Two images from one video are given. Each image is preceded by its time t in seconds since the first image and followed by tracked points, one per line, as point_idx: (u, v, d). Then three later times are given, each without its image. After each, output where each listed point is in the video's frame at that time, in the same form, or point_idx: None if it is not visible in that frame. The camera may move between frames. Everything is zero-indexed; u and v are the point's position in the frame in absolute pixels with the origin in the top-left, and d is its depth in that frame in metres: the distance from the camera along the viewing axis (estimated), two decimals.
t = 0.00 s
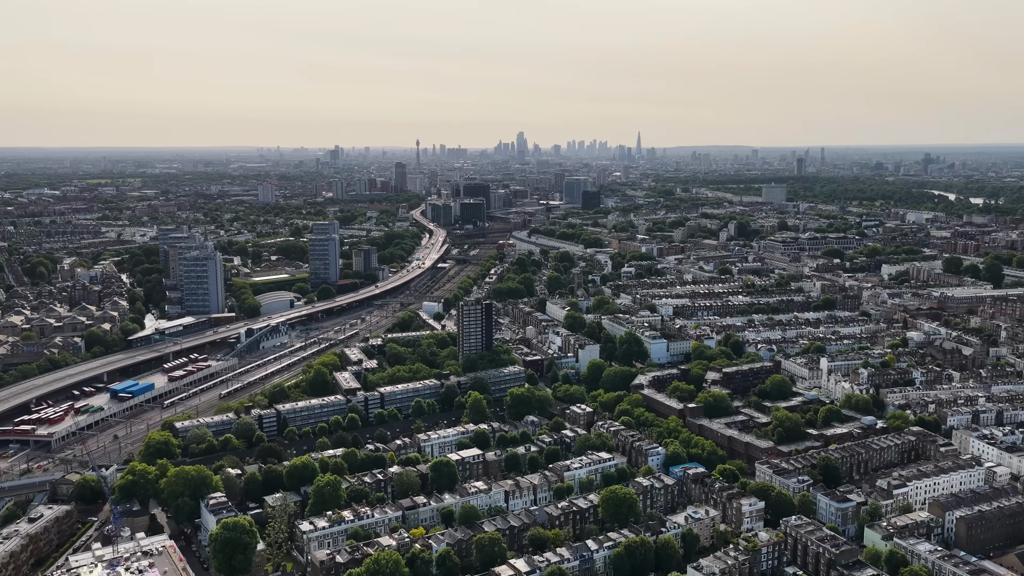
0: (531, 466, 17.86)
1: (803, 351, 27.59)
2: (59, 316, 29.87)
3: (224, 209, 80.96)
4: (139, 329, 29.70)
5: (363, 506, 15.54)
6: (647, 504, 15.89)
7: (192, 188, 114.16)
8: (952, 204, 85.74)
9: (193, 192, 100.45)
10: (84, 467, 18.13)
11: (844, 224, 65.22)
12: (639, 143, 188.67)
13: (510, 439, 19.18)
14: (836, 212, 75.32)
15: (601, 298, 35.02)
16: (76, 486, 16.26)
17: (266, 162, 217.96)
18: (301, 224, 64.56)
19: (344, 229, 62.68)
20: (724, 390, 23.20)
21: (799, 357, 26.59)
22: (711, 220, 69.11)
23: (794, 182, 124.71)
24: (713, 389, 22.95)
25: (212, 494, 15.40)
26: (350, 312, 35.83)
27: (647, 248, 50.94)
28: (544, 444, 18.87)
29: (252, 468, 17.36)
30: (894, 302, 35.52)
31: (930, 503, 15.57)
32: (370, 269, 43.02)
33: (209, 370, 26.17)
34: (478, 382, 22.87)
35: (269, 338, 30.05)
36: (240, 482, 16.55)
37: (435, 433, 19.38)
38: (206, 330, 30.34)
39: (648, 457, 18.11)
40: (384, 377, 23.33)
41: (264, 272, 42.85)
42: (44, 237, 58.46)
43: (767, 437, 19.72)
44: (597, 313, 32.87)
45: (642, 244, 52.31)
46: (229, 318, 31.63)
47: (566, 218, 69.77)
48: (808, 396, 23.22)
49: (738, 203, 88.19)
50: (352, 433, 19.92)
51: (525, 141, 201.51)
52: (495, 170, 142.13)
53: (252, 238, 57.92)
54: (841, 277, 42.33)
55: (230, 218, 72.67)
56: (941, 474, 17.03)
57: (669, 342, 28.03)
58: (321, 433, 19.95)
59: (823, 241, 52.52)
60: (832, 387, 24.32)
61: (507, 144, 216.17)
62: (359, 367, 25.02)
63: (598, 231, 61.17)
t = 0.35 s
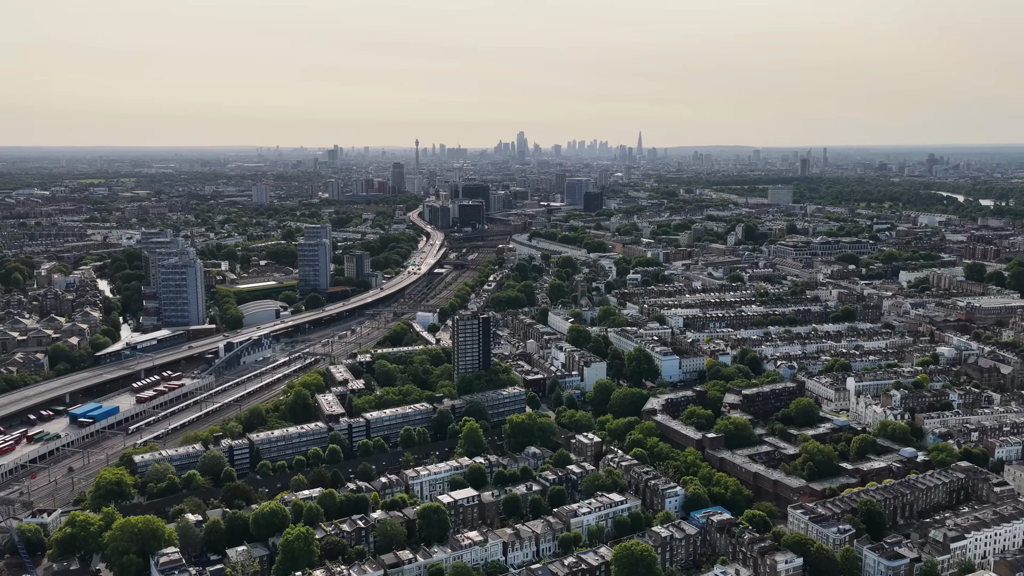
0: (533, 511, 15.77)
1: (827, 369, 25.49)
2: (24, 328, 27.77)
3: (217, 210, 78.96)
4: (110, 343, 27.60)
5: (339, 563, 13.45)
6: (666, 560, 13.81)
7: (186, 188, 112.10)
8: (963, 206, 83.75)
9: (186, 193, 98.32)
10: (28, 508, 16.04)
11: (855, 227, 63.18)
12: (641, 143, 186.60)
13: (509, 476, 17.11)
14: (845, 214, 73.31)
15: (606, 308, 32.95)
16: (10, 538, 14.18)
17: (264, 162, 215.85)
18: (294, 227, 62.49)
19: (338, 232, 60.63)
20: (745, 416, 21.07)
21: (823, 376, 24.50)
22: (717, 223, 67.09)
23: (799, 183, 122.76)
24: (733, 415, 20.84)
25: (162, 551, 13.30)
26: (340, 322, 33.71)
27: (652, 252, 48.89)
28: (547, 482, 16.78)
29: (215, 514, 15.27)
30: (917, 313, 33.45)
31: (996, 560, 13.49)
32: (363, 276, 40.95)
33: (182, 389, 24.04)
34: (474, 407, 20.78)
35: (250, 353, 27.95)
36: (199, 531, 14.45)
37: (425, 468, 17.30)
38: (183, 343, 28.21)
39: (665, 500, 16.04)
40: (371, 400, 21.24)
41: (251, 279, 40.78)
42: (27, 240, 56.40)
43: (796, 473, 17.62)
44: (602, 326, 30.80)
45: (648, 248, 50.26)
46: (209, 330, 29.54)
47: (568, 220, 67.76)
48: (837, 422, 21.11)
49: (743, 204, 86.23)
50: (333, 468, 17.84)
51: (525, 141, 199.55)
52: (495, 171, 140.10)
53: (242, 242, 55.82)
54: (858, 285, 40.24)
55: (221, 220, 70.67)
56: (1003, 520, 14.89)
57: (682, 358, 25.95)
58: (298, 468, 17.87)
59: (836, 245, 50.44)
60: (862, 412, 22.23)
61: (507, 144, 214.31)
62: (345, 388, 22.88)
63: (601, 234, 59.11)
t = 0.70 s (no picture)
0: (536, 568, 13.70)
1: (854, 389, 23.45)
2: None
3: (209, 212, 76.89)
4: (76, 360, 25.51)
5: None
6: None
7: (180, 189, 110.02)
8: (974, 208, 81.78)
9: (178, 194, 96.08)
10: None
11: (867, 230, 61.18)
12: (642, 142, 184.40)
13: (509, 524, 15.10)
14: (854, 217, 71.26)
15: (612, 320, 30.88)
16: None
17: (261, 163, 213.65)
18: (286, 231, 60.37)
19: (331, 237, 58.52)
20: (770, 446, 19.03)
21: (851, 398, 22.44)
22: (723, 226, 65.03)
23: (804, 184, 120.71)
24: (757, 446, 18.79)
25: None
26: (328, 335, 31.66)
27: (658, 258, 46.85)
28: (552, 531, 14.72)
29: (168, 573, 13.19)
30: (944, 324, 31.41)
31: None
32: (354, 283, 38.87)
33: (150, 413, 21.95)
34: (469, 438, 18.70)
35: (227, 371, 25.88)
36: None
37: (413, 513, 15.21)
38: (156, 360, 26.12)
39: (687, 554, 13.96)
40: (354, 428, 19.15)
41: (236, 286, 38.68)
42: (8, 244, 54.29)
43: (834, 517, 15.55)
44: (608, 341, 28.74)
45: (653, 253, 48.17)
46: (185, 344, 27.45)
47: (570, 223, 65.74)
48: (873, 452, 19.05)
49: (749, 206, 84.23)
50: (308, 512, 15.76)
51: (525, 141, 197.56)
52: (495, 171, 137.97)
53: (231, 246, 53.69)
54: (876, 293, 38.22)
55: (213, 222, 68.60)
56: None
57: (695, 378, 23.88)
58: (269, 512, 15.79)
59: (850, 250, 48.41)
60: (897, 440, 20.16)
61: (507, 144, 212.31)
62: (327, 413, 20.82)
63: (604, 238, 57.10)
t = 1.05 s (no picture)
0: None
1: (887, 415, 21.35)
2: None
3: (200, 215, 74.84)
4: (37, 381, 23.40)
5: None
6: None
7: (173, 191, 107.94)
8: (985, 210, 79.80)
9: (170, 197, 94.06)
10: None
11: (879, 233, 59.14)
12: (643, 143, 182.23)
13: None
14: (864, 220, 69.15)
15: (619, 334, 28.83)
16: None
17: (258, 164, 211.56)
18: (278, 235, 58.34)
19: (324, 242, 56.47)
20: (801, 485, 16.95)
21: (886, 424, 20.27)
22: (730, 230, 62.98)
23: (809, 185, 118.71)
24: (787, 485, 16.70)
25: None
26: (314, 351, 29.57)
27: (664, 264, 44.79)
28: None
29: None
30: (973, 338, 29.35)
31: None
32: (345, 293, 36.81)
33: (111, 443, 19.85)
34: (462, 477, 16.61)
35: (201, 393, 23.80)
36: None
37: (396, 574, 13.10)
38: (124, 380, 24.01)
39: None
40: (334, 464, 17.09)
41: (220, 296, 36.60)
42: None
43: None
44: (615, 357, 26.68)
45: (659, 259, 46.11)
46: (158, 363, 25.40)
47: (571, 226, 63.69)
48: (917, 490, 16.92)
49: (754, 209, 82.20)
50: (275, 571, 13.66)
51: (525, 142, 195.59)
52: (494, 173, 135.88)
53: (218, 252, 51.60)
54: (896, 302, 36.15)
55: (203, 226, 66.55)
56: None
57: (712, 401, 21.81)
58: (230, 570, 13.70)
59: (864, 255, 46.34)
60: (941, 476, 17.90)
61: (507, 145, 210.29)
62: (306, 444, 18.72)
63: (606, 243, 55.05)
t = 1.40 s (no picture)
0: None
1: (926, 445, 19.28)
2: None
3: (190, 218, 72.76)
4: None
5: None
6: None
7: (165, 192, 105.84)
8: (998, 212, 77.72)
9: (162, 199, 91.93)
10: None
11: (892, 237, 57.08)
12: (643, 144, 180.38)
13: None
14: (874, 223, 67.12)
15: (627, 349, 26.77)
16: None
17: (255, 165, 209.39)
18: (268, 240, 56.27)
19: (316, 247, 54.39)
20: (842, 534, 14.85)
21: (927, 456, 18.21)
22: (737, 234, 60.89)
23: (813, 187, 116.75)
24: (825, 536, 14.61)
25: None
26: (298, 367, 27.49)
27: (671, 270, 42.76)
28: None
29: None
30: (1008, 353, 27.27)
31: None
32: (334, 303, 34.75)
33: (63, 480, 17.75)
34: (454, 526, 14.53)
35: (170, 418, 21.73)
36: None
37: None
38: (87, 404, 21.93)
39: None
40: (309, 510, 15.02)
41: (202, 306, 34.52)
42: None
43: None
44: (623, 377, 24.60)
45: (666, 265, 44.07)
46: (125, 383, 23.32)
47: (572, 230, 61.61)
48: (975, 540, 14.76)
49: (760, 211, 80.21)
50: None
51: (524, 143, 193.52)
52: (494, 174, 133.81)
53: (205, 258, 49.50)
54: (919, 312, 34.09)
55: (192, 230, 64.50)
56: None
57: (733, 429, 19.75)
58: None
59: (880, 261, 44.27)
60: (997, 520, 15.76)
61: (506, 146, 208.29)
62: (279, 482, 16.64)
63: (610, 247, 53.00)
